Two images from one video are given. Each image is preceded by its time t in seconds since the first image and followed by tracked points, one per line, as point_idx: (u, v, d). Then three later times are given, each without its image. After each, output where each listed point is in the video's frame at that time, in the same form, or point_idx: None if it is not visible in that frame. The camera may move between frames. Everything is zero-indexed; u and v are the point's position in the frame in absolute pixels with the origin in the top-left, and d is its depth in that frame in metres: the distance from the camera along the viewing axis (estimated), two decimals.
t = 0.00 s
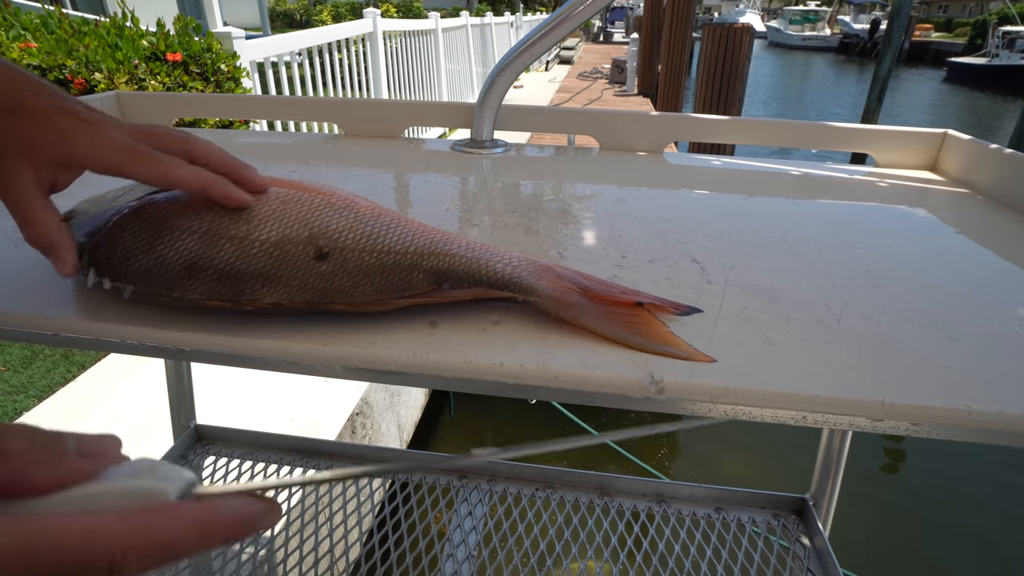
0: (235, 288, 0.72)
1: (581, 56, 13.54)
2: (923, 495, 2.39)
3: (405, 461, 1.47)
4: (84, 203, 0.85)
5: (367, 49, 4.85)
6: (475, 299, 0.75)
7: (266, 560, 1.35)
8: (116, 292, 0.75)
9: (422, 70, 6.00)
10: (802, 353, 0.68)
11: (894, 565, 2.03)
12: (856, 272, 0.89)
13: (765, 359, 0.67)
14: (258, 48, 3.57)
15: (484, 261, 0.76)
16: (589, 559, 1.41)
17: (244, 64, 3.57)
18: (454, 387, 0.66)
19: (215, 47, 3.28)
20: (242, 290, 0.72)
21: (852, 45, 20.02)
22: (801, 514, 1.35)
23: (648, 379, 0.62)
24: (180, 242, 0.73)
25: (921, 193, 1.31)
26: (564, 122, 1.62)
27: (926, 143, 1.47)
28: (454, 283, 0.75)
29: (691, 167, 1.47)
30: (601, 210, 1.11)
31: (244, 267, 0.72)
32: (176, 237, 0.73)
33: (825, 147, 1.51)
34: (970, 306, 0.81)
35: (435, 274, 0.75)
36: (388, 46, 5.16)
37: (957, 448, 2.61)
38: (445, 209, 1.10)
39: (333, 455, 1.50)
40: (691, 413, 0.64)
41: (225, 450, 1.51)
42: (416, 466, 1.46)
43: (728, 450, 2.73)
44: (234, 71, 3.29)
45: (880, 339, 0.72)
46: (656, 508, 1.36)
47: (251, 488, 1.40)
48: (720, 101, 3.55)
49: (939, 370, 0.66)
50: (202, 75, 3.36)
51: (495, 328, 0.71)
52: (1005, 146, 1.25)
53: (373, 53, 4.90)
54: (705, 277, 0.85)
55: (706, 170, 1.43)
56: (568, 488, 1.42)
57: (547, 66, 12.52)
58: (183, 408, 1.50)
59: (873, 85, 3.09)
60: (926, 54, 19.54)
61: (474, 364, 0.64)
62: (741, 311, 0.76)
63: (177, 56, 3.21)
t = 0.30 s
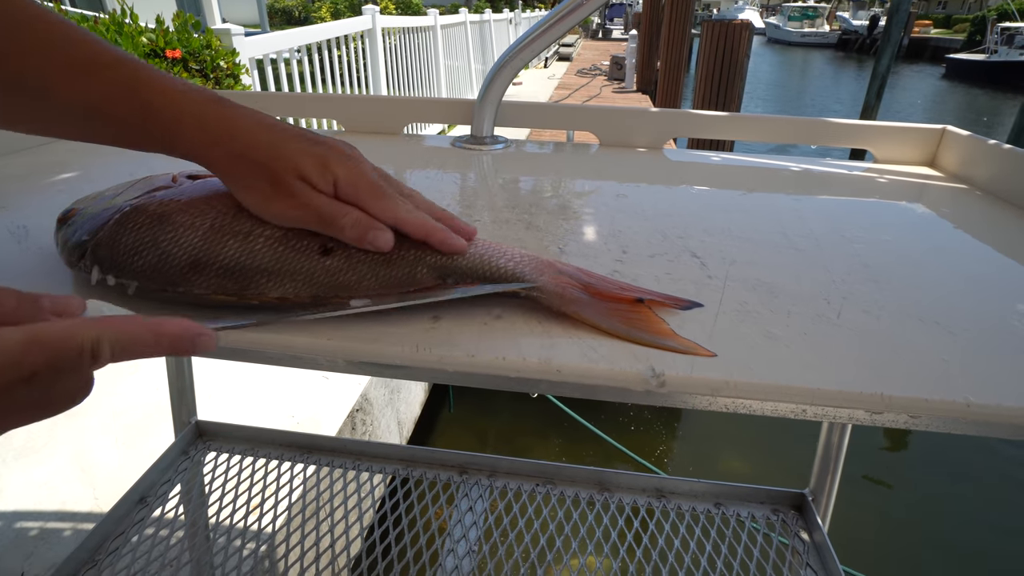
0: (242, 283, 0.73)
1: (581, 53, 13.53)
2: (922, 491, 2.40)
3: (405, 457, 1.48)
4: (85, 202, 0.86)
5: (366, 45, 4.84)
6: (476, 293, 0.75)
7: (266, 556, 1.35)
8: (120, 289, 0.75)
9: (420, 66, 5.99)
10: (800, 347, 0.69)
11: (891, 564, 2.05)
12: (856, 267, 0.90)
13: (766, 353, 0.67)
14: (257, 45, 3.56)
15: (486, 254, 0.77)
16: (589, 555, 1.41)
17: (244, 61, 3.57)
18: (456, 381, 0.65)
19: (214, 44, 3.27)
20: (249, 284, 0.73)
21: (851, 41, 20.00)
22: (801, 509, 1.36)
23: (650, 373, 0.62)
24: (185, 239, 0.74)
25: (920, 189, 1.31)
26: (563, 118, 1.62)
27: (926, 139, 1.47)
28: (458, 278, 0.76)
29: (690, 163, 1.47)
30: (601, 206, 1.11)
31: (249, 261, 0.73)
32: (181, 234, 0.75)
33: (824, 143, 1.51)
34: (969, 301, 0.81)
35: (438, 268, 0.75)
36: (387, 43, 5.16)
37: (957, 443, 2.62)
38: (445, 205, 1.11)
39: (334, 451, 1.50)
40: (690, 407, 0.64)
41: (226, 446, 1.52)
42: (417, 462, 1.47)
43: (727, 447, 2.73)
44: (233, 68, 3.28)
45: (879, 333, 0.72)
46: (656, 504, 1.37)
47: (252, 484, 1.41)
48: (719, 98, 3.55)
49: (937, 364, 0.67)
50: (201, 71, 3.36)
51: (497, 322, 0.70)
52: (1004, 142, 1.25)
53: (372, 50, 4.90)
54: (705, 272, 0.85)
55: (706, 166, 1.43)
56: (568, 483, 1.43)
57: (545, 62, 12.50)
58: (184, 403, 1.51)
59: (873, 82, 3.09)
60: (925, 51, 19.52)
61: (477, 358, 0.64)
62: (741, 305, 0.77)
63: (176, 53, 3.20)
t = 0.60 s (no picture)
0: (253, 277, 0.73)
1: (584, 52, 13.53)
2: (928, 491, 2.40)
3: (412, 456, 1.49)
4: (100, 202, 0.87)
5: (370, 46, 4.85)
6: (486, 292, 0.75)
7: (274, 554, 1.36)
8: (134, 284, 0.74)
9: (424, 66, 6.00)
10: (809, 346, 0.69)
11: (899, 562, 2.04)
12: (865, 266, 0.90)
13: (776, 352, 0.67)
14: (262, 46, 3.60)
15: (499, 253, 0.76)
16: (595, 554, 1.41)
17: (249, 61, 3.59)
18: (467, 379, 0.65)
19: (220, 44, 3.29)
20: (261, 277, 0.73)
21: (855, 40, 19.94)
22: (808, 509, 1.36)
23: (660, 372, 0.62)
24: (199, 234, 0.74)
25: (928, 188, 1.31)
26: (569, 118, 1.63)
27: (933, 138, 1.47)
28: (469, 275, 0.75)
29: (697, 162, 1.47)
30: (608, 205, 1.11)
31: (262, 255, 0.72)
32: (195, 229, 0.75)
33: (830, 142, 1.51)
34: (978, 299, 0.81)
35: (449, 266, 0.75)
36: (391, 43, 5.17)
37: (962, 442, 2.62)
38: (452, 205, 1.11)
39: (341, 450, 1.51)
40: (700, 405, 0.64)
41: (234, 445, 1.53)
42: (424, 461, 1.48)
43: (732, 446, 2.73)
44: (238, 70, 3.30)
45: (889, 332, 0.72)
46: (663, 503, 1.37)
47: (260, 483, 1.41)
48: (724, 97, 3.54)
49: (947, 362, 0.67)
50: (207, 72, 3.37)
51: (507, 321, 0.70)
52: (1011, 141, 1.25)
53: (376, 50, 4.92)
54: (714, 271, 0.85)
55: (713, 166, 1.43)
56: (575, 482, 1.43)
57: (549, 62, 12.50)
58: (191, 402, 1.52)
59: (878, 80, 3.09)
60: (931, 49, 19.44)
61: (488, 356, 0.64)
62: (750, 304, 0.77)
63: (182, 54, 3.22)
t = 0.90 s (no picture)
0: (266, 276, 0.73)
1: (589, 54, 13.53)
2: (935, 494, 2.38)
3: (419, 458, 1.49)
4: (113, 204, 0.87)
5: (376, 48, 4.87)
6: (497, 294, 0.75)
7: (281, 556, 1.36)
8: (147, 283, 0.74)
9: (430, 68, 6.01)
10: (821, 349, 0.69)
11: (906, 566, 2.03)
12: (875, 268, 0.89)
13: (787, 354, 0.67)
14: (268, 49, 3.62)
15: (510, 254, 0.76)
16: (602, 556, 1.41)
17: (256, 64, 3.61)
18: (478, 381, 0.65)
19: (227, 47, 3.30)
20: (273, 276, 0.73)
21: (861, 41, 19.88)
22: (815, 512, 1.35)
23: (672, 374, 0.62)
24: (212, 233, 0.74)
25: (937, 190, 1.30)
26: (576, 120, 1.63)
27: (942, 140, 1.46)
28: (481, 275, 0.75)
29: (704, 164, 1.47)
30: (617, 207, 1.11)
31: (275, 254, 0.73)
32: (209, 228, 0.75)
33: (839, 144, 1.51)
34: (990, 302, 0.81)
35: (461, 266, 0.75)
36: (397, 45, 5.18)
37: (969, 446, 2.61)
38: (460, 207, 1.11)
39: (348, 452, 1.51)
40: (711, 408, 0.64)
41: (241, 446, 1.53)
42: (431, 463, 1.48)
43: (738, 449, 2.72)
44: (245, 72, 3.32)
45: (901, 335, 0.72)
46: (670, 505, 1.37)
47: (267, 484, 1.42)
48: (729, 99, 3.54)
49: (960, 365, 0.67)
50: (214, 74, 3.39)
51: (519, 323, 0.70)
52: (1021, 142, 1.24)
53: (382, 52, 4.93)
54: (724, 273, 0.85)
55: (720, 168, 1.43)
56: (582, 485, 1.43)
57: (554, 64, 12.51)
58: (198, 404, 1.53)
59: (885, 82, 3.08)
60: (938, 50, 19.35)
61: (499, 359, 0.63)
62: (761, 307, 0.76)
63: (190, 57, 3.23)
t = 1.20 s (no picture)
0: (273, 276, 0.72)
1: (593, 56, 13.53)
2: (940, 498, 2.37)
3: (422, 460, 1.49)
4: (121, 204, 0.87)
5: (380, 50, 4.88)
6: (505, 297, 0.75)
7: (284, 557, 1.36)
8: (154, 283, 0.74)
9: (434, 70, 6.02)
10: (831, 353, 0.68)
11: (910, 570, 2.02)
12: (884, 272, 0.89)
13: (797, 358, 0.67)
14: (273, 50, 3.63)
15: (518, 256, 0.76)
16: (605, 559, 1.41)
17: (261, 65, 3.62)
18: (486, 384, 0.65)
19: (232, 49, 3.31)
20: (281, 276, 0.72)
21: (866, 44, 19.84)
22: (821, 516, 1.34)
23: (681, 379, 0.61)
24: (220, 233, 0.74)
25: (945, 193, 1.29)
26: (582, 122, 1.62)
27: (950, 142, 1.45)
28: (489, 278, 0.74)
29: (710, 167, 1.46)
30: (623, 209, 1.11)
31: (283, 254, 0.72)
32: (216, 229, 0.75)
33: (846, 146, 1.50)
34: (1001, 307, 0.80)
35: (469, 268, 0.74)
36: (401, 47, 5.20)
37: (974, 450, 2.59)
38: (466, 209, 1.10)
39: (352, 453, 1.51)
40: (720, 412, 0.64)
41: (246, 447, 1.53)
42: (434, 465, 1.48)
43: (742, 452, 2.72)
44: (250, 74, 3.33)
45: (912, 340, 0.71)
46: (675, 509, 1.36)
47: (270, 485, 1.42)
48: (734, 100, 3.53)
49: (971, 370, 0.66)
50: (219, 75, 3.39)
51: (527, 326, 0.69)
52: None
53: (386, 54, 4.94)
54: (732, 276, 0.84)
55: (726, 170, 1.43)
56: (586, 487, 1.42)
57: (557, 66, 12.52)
58: (203, 405, 1.53)
59: (889, 84, 3.07)
60: (942, 53, 19.30)
61: (508, 362, 0.63)
62: (770, 310, 0.76)
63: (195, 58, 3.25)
